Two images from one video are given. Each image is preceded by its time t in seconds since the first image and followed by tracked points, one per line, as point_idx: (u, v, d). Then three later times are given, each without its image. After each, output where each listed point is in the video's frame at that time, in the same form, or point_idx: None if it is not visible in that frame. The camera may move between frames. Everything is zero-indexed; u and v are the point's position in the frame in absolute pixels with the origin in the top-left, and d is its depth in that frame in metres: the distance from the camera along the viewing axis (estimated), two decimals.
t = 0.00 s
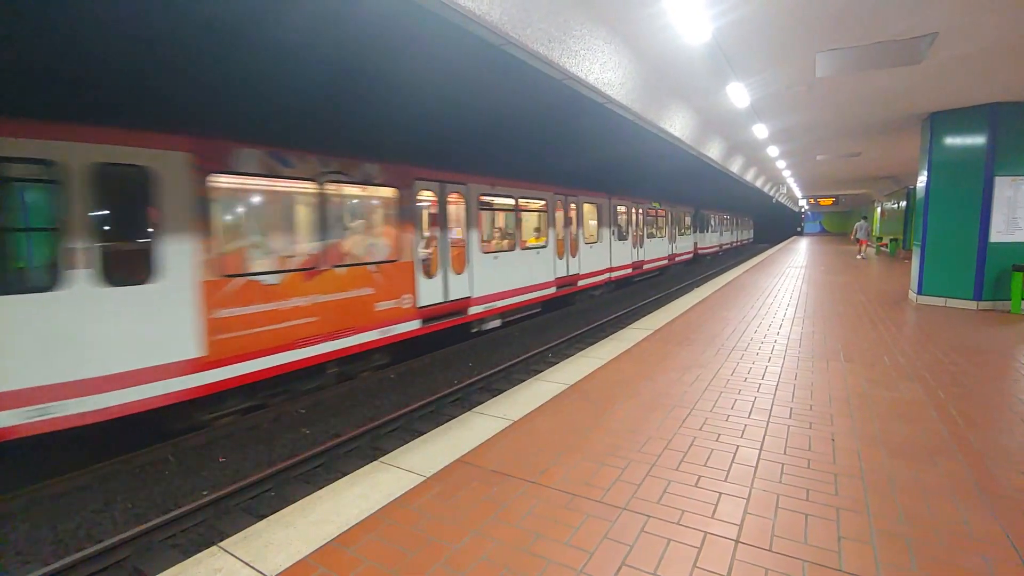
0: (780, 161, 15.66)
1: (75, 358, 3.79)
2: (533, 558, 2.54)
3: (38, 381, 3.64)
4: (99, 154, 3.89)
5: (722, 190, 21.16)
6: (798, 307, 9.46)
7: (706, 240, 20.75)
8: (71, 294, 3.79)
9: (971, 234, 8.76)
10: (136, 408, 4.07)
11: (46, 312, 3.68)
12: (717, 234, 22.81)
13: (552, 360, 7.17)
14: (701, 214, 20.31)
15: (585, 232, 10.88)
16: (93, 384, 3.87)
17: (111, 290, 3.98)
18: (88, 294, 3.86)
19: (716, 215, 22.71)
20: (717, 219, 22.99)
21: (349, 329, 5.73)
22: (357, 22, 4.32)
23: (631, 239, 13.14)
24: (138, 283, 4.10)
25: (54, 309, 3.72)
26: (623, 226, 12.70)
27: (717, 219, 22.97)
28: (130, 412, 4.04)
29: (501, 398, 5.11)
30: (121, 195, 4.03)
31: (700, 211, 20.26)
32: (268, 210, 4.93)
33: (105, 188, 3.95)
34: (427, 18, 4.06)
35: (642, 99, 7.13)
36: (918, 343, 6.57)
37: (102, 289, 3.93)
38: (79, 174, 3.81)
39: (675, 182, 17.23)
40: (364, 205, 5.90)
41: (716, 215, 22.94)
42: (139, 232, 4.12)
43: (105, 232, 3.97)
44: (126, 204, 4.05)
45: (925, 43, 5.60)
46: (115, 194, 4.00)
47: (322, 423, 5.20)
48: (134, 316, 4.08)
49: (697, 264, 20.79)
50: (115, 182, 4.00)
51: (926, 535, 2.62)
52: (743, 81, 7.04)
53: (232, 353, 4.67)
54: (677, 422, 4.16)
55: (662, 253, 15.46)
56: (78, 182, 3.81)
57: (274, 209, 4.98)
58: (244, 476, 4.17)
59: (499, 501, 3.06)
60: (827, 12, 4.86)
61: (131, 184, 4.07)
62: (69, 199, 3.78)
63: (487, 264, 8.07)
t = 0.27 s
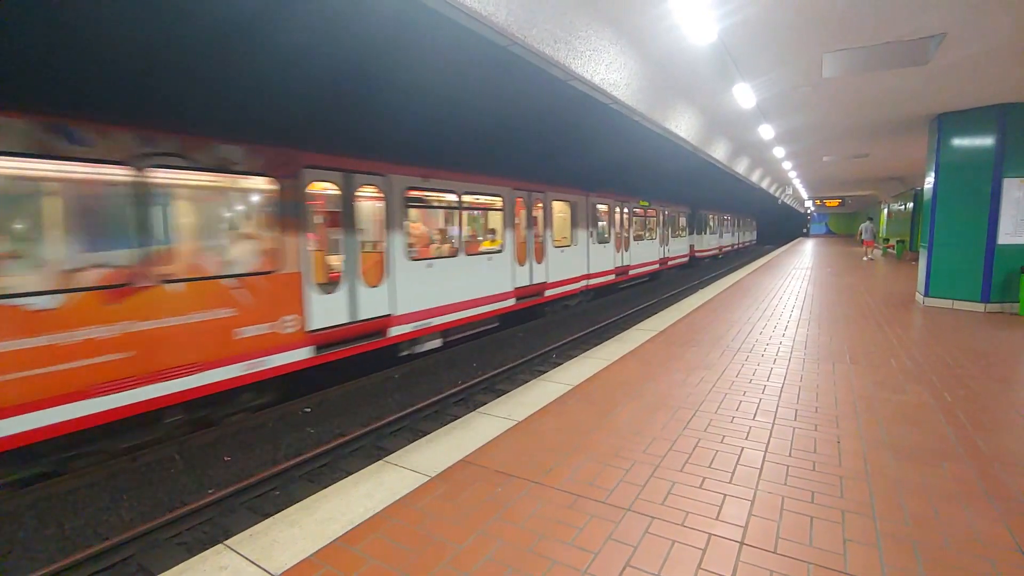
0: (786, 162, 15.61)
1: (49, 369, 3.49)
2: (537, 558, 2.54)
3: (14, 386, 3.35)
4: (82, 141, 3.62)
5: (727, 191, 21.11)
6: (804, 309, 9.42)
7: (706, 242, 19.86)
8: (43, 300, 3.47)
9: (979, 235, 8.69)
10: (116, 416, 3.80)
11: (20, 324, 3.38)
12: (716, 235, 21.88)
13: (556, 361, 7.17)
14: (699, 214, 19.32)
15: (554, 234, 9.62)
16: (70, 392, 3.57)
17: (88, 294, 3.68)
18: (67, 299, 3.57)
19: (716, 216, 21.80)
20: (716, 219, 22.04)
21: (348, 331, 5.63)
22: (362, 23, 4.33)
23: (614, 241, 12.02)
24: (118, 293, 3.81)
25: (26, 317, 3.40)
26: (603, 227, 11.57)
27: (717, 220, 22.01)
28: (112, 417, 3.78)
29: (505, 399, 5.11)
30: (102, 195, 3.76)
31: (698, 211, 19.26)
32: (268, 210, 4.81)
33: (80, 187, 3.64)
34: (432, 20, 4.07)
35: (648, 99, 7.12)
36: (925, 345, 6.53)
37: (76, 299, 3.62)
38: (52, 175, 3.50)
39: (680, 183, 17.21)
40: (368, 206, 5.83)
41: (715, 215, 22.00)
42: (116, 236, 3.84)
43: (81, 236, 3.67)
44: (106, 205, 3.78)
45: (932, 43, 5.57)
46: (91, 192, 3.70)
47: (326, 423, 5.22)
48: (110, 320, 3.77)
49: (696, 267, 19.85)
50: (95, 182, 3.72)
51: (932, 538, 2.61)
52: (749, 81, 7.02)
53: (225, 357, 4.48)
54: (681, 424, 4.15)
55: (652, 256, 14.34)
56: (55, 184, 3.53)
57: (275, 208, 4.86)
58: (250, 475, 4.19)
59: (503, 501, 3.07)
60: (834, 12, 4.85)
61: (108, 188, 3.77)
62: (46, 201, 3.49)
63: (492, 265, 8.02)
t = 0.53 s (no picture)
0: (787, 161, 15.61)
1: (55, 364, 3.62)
2: (539, 557, 2.54)
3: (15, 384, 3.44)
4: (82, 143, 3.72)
5: (728, 191, 21.10)
6: (804, 308, 9.42)
7: (700, 241, 19.11)
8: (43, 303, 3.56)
9: (980, 234, 8.69)
10: (113, 415, 3.88)
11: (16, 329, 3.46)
12: (712, 234, 21.05)
13: (556, 360, 7.17)
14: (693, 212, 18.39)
15: (510, 236, 8.44)
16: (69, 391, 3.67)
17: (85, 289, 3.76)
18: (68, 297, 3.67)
19: (710, 214, 20.98)
20: (712, 218, 21.16)
21: (343, 329, 5.61)
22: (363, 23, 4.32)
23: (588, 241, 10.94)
24: (115, 293, 3.92)
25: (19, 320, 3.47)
26: (573, 226, 10.38)
27: (712, 218, 21.14)
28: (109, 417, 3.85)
29: (506, 398, 5.11)
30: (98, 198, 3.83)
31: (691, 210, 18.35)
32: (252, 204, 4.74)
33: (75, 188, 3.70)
34: (433, 19, 4.07)
35: (649, 98, 7.12)
36: (926, 344, 6.52)
37: None
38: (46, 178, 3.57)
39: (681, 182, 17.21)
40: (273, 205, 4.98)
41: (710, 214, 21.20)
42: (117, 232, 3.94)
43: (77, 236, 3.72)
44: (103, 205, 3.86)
45: (934, 42, 5.56)
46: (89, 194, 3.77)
47: (327, 422, 5.22)
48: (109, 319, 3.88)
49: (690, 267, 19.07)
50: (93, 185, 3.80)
51: (933, 537, 2.61)
52: (749, 80, 7.01)
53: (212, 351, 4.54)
54: (682, 422, 4.15)
55: (636, 258, 13.37)
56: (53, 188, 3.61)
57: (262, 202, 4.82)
58: (251, 474, 4.19)
59: (505, 499, 3.07)
60: (836, 12, 4.85)
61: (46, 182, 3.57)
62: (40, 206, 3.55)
63: (488, 267, 7.96)
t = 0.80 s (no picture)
0: (788, 160, 15.59)
1: (68, 362, 3.61)
2: (541, 555, 2.54)
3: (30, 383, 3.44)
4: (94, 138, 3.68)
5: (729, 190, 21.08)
6: (806, 307, 9.41)
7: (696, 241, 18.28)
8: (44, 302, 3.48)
9: (982, 233, 8.68)
10: (134, 408, 3.95)
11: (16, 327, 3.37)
12: (708, 233, 20.04)
13: (557, 359, 7.17)
14: (687, 209, 17.29)
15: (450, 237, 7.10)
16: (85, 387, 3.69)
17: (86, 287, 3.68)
18: (68, 295, 3.59)
19: (707, 212, 20.01)
20: (708, 216, 20.14)
21: (349, 327, 5.67)
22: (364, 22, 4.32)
23: (556, 243, 9.72)
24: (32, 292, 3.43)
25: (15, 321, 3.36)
26: (537, 228, 9.17)
27: (708, 216, 20.14)
28: (129, 411, 3.92)
29: (508, 396, 5.12)
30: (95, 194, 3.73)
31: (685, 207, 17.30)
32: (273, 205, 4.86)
33: (73, 184, 3.61)
34: (435, 18, 4.07)
35: (650, 97, 7.11)
36: (927, 342, 6.52)
37: None
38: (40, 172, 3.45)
39: (682, 181, 17.19)
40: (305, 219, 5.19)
41: (707, 212, 20.19)
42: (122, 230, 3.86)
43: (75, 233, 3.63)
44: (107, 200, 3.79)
45: (936, 40, 5.55)
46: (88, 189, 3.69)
47: (329, 420, 5.23)
48: (121, 315, 3.86)
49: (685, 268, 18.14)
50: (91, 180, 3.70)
51: (935, 535, 2.61)
52: (751, 78, 7.00)
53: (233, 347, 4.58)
54: (683, 421, 4.15)
55: (620, 260, 12.31)
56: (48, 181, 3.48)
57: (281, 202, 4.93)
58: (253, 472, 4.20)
59: (507, 497, 3.08)
60: (838, 10, 4.84)
61: None
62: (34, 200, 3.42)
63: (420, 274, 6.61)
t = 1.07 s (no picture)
0: (791, 161, 15.55)
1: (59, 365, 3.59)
2: (542, 555, 2.54)
3: (20, 388, 3.43)
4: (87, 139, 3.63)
5: (732, 190, 21.03)
6: (809, 308, 9.38)
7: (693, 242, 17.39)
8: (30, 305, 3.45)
9: (986, 235, 8.64)
10: (117, 412, 3.86)
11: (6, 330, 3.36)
12: (705, 234, 18.99)
13: (560, 359, 7.16)
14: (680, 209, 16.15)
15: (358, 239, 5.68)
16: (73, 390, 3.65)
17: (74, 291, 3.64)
18: (56, 299, 3.56)
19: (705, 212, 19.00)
20: (706, 216, 19.06)
21: (344, 330, 5.58)
22: (368, 22, 4.32)
23: (515, 247, 8.53)
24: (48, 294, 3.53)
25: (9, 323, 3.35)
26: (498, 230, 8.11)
27: (706, 216, 19.04)
28: (112, 415, 3.84)
29: (510, 396, 5.12)
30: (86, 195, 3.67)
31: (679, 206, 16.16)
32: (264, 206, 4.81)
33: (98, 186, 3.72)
34: (438, 18, 4.06)
35: (653, 97, 7.09)
36: (932, 344, 6.50)
37: None
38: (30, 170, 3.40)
39: (685, 182, 17.16)
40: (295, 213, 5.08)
41: (704, 213, 19.18)
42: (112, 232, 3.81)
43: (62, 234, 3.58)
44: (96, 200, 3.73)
45: (941, 41, 5.52)
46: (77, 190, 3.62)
47: (330, 420, 5.24)
48: (112, 316, 3.83)
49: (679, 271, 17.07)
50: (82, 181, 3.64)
51: (939, 538, 2.60)
52: (754, 79, 6.97)
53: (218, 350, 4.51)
54: (686, 422, 4.15)
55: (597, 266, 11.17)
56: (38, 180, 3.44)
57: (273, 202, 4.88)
58: (255, 471, 4.21)
59: (509, 498, 3.07)
60: (843, 9, 4.81)
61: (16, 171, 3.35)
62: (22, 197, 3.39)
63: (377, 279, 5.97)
